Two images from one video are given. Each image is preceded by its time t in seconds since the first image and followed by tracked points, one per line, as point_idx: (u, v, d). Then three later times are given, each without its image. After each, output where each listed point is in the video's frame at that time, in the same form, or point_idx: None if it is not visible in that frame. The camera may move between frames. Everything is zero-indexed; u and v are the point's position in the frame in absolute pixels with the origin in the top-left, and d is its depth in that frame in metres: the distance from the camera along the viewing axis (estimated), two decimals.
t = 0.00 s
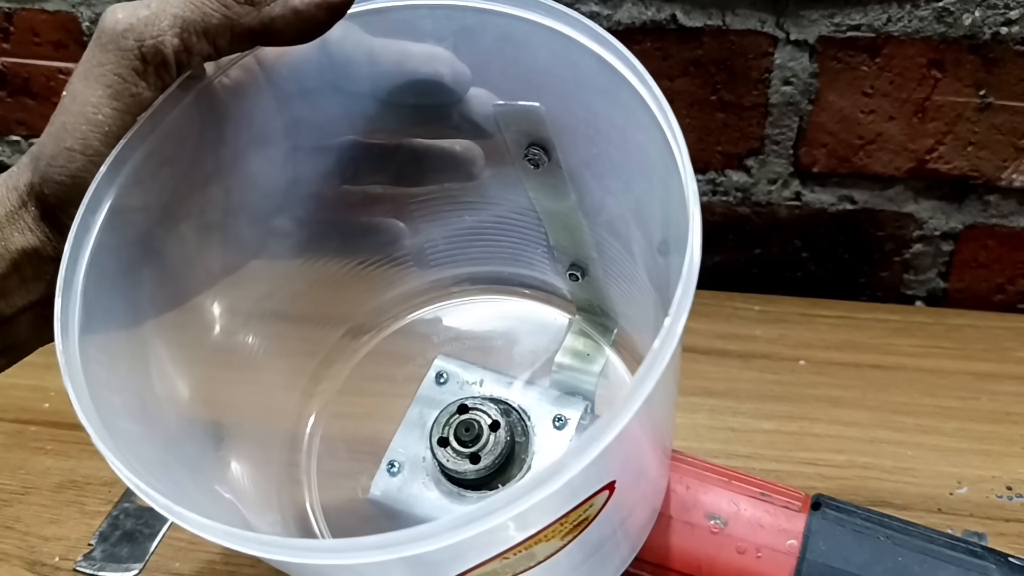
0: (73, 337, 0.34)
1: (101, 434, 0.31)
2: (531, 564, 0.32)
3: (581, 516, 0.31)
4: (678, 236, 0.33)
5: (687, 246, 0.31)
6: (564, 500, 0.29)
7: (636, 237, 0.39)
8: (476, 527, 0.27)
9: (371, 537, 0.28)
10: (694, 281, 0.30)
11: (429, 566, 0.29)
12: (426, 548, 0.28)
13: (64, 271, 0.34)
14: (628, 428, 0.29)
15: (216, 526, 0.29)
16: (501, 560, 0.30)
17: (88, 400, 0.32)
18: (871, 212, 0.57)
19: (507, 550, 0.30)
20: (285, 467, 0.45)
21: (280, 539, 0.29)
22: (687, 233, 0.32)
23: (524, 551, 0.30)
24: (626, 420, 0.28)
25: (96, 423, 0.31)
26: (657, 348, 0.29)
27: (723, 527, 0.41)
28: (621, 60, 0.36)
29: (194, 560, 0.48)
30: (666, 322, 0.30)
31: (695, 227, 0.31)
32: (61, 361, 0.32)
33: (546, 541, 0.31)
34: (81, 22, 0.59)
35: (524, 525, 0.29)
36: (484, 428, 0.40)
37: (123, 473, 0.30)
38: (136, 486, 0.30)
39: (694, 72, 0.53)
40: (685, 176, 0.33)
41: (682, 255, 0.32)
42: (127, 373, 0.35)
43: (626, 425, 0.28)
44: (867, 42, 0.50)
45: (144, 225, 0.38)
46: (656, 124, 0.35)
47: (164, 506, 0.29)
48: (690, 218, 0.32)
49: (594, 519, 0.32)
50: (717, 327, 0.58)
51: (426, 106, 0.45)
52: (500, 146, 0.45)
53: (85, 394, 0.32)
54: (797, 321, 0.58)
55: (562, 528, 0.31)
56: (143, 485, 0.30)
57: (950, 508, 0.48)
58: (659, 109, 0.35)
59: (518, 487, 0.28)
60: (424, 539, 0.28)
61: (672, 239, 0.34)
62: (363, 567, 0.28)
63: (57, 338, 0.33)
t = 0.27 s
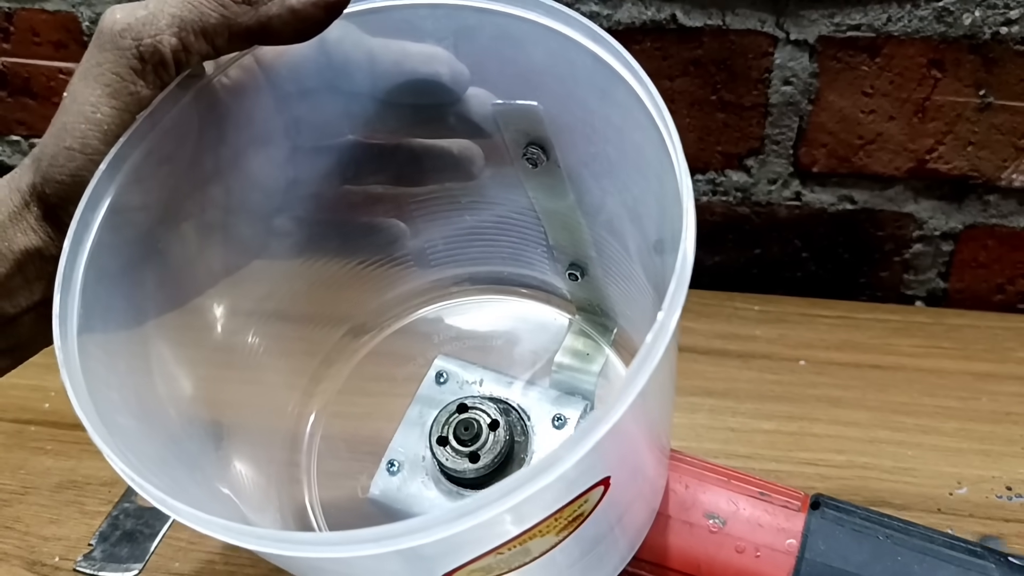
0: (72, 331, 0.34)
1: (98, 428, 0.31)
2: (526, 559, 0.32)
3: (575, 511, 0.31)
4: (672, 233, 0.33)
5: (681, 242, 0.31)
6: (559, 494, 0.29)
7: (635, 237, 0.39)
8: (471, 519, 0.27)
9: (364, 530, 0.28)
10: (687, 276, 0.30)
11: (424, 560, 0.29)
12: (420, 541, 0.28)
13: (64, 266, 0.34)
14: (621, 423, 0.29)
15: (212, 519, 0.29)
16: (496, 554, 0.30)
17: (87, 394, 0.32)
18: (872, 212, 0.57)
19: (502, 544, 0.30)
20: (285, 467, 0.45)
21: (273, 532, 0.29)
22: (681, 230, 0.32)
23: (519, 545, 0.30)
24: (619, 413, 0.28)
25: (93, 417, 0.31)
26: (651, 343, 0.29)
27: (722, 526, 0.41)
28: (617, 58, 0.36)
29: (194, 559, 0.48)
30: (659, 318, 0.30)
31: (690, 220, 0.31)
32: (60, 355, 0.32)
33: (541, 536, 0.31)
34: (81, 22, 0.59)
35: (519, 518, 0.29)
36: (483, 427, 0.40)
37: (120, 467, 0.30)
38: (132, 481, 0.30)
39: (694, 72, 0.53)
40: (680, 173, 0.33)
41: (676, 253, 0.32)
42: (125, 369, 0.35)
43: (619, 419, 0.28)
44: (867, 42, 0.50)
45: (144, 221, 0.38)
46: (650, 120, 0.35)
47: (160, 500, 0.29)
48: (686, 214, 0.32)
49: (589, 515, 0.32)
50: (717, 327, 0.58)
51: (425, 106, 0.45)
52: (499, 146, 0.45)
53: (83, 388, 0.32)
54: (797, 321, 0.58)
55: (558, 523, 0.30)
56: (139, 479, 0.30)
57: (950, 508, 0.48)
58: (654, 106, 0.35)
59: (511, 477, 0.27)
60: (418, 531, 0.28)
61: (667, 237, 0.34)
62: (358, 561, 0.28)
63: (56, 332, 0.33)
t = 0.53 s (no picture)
0: (61, 333, 0.33)
1: (86, 427, 0.31)
2: (515, 553, 0.32)
3: (564, 502, 0.30)
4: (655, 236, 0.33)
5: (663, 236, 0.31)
6: (546, 487, 0.29)
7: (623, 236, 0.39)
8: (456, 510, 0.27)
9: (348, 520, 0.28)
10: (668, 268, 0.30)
11: (410, 553, 0.29)
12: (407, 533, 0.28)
13: (52, 268, 0.34)
14: (605, 413, 0.29)
15: (199, 513, 0.29)
16: (484, 547, 0.30)
17: (75, 394, 0.32)
18: (871, 212, 0.57)
19: (489, 537, 0.30)
20: (283, 467, 0.45)
21: (259, 527, 0.28)
22: (663, 232, 0.32)
23: (508, 538, 0.30)
24: (602, 403, 0.28)
25: (81, 418, 0.31)
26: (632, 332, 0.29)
27: (718, 522, 0.41)
28: (599, 57, 0.36)
29: (194, 559, 0.48)
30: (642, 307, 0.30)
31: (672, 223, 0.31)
32: (48, 356, 0.32)
33: (529, 529, 0.30)
34: (81, 22, 0.59)
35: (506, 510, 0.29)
36: (478, 427, 0.40)
37: (108, 465, 0.30)
38: (121, 478, 0.30)
39: (694, 72, 0.53)
40: (661, 168, 0.32)
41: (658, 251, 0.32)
42: (117, 369, 0.35)
43: (602, 409, 0.28)
44: (868, 42, 0.50)
45: (134, 224, 0.38)
46: (632, 117, 0.35)
47: (147, 497, 0.29)
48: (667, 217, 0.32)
49: (579, 507, 0.32)
50: (717, 327, 0.58)
51: (417, 107, 0.45)
52: (489, 147, 0.45)
53: (71, 388, 0.32)
54: (797, 322, 0.58)
55: (546, 515, 0.30)
56: (128, 477, 0.30)
57: (950, 508, 0.48)
58: (636, 102, 0.34)
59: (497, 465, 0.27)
60: (401, 522, 0.27)
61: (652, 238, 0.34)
62: (344, 553, 0.28)
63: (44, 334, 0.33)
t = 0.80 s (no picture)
0: (64, 328, 0.34)
1: (88, 420, 0.31)
2: (515, 549, 0.32)
3: (564, 498, 0.31)
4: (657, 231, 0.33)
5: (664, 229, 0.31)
6: (547, 479, 0.29)
7: (624, 234, 0.39)
8: (456, 503, 0.27)
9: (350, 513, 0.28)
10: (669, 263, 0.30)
11: (409, 546, 0.29)
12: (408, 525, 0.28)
13: (55, 263, 0.34)
14: (605, 407, 0.29)
15: (199, 506, 0.29)
16: (485, 542, 0.30)
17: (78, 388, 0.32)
18: (871, 212, 0.57)
19: (490, 532, 0.30)
20: (284, 466, 0.45)
21: (259, 518, 0.28)
22: (664, 227, 0.32)
23: (508, 533, 0.30)
24: (602, 398, 0.28)
25: (83, 410, 0.31)
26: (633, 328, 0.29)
27: (718, 521, 0.41)
28: (603, 55, 0.36)
29: (194, 559, 0.48)
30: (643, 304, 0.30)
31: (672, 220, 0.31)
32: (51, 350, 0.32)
33: (529, 524, 0.30)
34: (81, 22, 0.59)
35: (507, 504, 0.29)
36: (479, 426, 0.40)
37: (109, 457, 0.30)
38: (123, 471, 0.30)
39: (694, 71, 0.53)
40: (661, 159, 0.32)
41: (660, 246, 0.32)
42: (120, 364, 0.35)
43: (602, 404, 0.28)
44: (867, 42, 0.50)
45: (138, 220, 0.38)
46: (633, 111, 0.35)
47: (149, 489, 0.29)
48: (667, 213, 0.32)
49: (579, 504, 0.32)
50: (717, 327, 0.58)
51: (419, 106, 0.45)
52: (491, 146, 0.45)
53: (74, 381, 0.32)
54: (797, 322, 0.58)
55: (546, 511, 0.30)
56: (129, 470, 0.30)
57: (950, 508, 0.48)
58: (637, 98, 0.35)
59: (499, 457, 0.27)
60: (402, 515, 0.28)
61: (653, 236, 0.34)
62: (342, 546, 0.28)
63: (47, 328, 0.33)
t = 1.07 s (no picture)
0: (63, 331, 0.34)
1: (88, 424, 0.31)
2: (516, 554, 0.32)
3: (566, 504, 0.31)
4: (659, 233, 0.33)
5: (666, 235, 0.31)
6: (549, 487, 0.29)
7: (626, 234, 0.39)
8: (458, 511, 0.27)
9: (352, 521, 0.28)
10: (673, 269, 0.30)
11: (414, 553, 0.29)
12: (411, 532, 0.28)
13: (55, 266, 0.34)
14: (608, 415, 0.29)
15: (200, 512, 0.29)
16: (486, 548, 0.30)
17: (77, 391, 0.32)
18: (871, 212, 0.57)
19: (491, 538, 0.30)
20: (284, 467, 0.45)
21: (262, 526, 0.28)
22: (666, 229, 0.32)
23: (510, 539, 0.30)
24: (604, 406, 0.28)
25: (83, 413, 0.31)
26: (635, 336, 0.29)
27: (719, 523, 0.41)
28: (604, 57, 0.36)
29: (194, 559, 0.48)
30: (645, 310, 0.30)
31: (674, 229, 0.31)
32: (51, 354, 0.32)
33: (532, 530, 0.31)
34: (81, 22, 0.59)
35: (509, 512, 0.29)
36: (480, 427, 0.40)
37: (109, 461, 0.30)
38: (122, 475, 0.30)
39: (694, 71, 0.53)
40: (663, 161, 0.33)
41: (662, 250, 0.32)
42: (119, 366, 0.35)
43: (604, 411, 0.28)
44: (867, 42, 0.50)
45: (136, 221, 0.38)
46: (635, 114, 0.35)
47: (149, 493, 0.29)
48: (672, 217, 0.31)
49: (581, 509, 0.32)
50: (717, 327, 0.58)
51: (421, 107, 0.45)
52: (493, 147, 0.45)
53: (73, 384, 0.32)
54: (798, 322, 0.58)
55: (547, 517, 0.30)
56: (129, 473, 0.30)
57: (950, 508, 0.48)
58: (638, 100, 0.35)
59: (501, 465, 0.27)
60: (404, 524, 0.28)
61: (654, 238, 0.34)
62: (345, 553, 0.28)
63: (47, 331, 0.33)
